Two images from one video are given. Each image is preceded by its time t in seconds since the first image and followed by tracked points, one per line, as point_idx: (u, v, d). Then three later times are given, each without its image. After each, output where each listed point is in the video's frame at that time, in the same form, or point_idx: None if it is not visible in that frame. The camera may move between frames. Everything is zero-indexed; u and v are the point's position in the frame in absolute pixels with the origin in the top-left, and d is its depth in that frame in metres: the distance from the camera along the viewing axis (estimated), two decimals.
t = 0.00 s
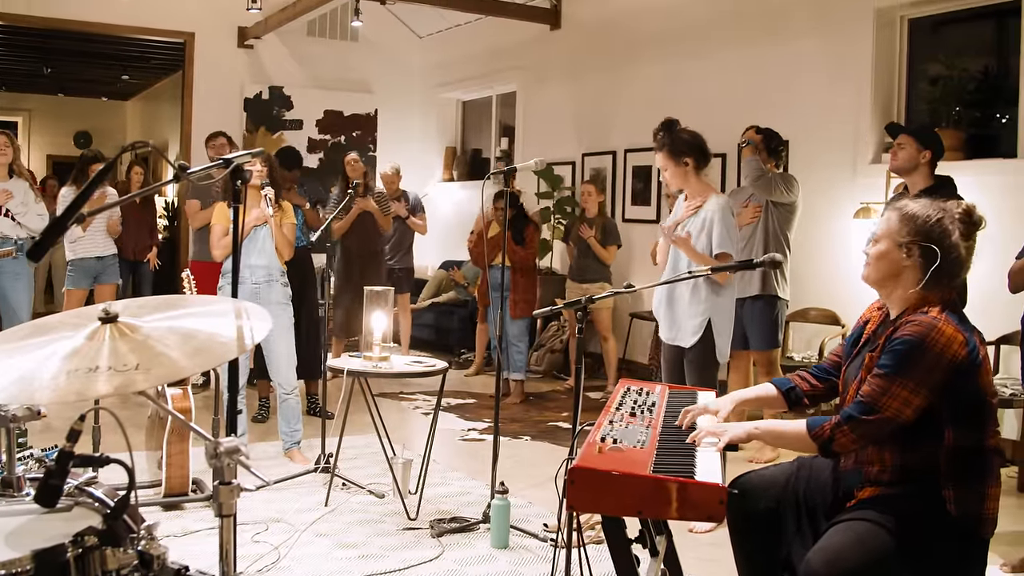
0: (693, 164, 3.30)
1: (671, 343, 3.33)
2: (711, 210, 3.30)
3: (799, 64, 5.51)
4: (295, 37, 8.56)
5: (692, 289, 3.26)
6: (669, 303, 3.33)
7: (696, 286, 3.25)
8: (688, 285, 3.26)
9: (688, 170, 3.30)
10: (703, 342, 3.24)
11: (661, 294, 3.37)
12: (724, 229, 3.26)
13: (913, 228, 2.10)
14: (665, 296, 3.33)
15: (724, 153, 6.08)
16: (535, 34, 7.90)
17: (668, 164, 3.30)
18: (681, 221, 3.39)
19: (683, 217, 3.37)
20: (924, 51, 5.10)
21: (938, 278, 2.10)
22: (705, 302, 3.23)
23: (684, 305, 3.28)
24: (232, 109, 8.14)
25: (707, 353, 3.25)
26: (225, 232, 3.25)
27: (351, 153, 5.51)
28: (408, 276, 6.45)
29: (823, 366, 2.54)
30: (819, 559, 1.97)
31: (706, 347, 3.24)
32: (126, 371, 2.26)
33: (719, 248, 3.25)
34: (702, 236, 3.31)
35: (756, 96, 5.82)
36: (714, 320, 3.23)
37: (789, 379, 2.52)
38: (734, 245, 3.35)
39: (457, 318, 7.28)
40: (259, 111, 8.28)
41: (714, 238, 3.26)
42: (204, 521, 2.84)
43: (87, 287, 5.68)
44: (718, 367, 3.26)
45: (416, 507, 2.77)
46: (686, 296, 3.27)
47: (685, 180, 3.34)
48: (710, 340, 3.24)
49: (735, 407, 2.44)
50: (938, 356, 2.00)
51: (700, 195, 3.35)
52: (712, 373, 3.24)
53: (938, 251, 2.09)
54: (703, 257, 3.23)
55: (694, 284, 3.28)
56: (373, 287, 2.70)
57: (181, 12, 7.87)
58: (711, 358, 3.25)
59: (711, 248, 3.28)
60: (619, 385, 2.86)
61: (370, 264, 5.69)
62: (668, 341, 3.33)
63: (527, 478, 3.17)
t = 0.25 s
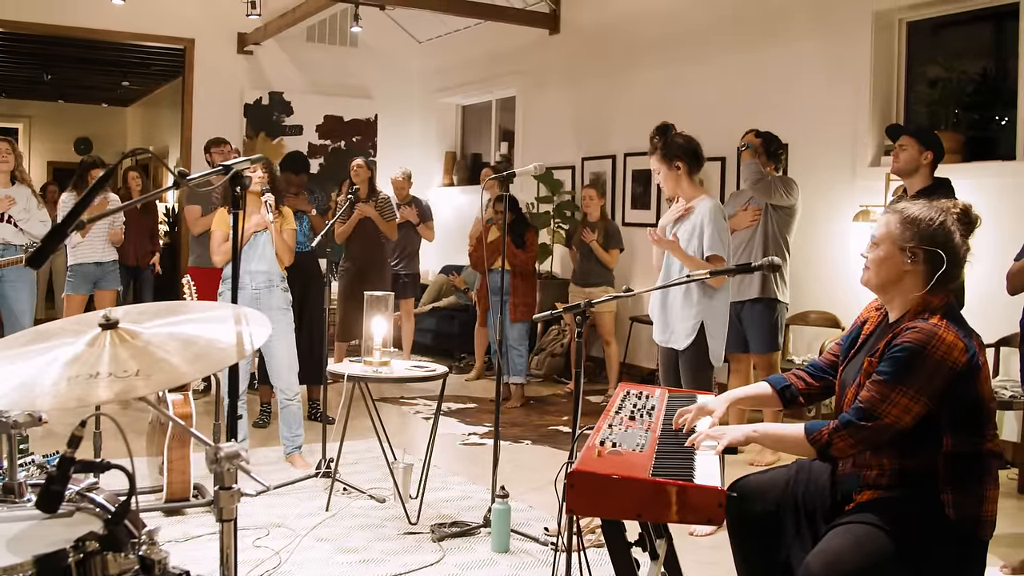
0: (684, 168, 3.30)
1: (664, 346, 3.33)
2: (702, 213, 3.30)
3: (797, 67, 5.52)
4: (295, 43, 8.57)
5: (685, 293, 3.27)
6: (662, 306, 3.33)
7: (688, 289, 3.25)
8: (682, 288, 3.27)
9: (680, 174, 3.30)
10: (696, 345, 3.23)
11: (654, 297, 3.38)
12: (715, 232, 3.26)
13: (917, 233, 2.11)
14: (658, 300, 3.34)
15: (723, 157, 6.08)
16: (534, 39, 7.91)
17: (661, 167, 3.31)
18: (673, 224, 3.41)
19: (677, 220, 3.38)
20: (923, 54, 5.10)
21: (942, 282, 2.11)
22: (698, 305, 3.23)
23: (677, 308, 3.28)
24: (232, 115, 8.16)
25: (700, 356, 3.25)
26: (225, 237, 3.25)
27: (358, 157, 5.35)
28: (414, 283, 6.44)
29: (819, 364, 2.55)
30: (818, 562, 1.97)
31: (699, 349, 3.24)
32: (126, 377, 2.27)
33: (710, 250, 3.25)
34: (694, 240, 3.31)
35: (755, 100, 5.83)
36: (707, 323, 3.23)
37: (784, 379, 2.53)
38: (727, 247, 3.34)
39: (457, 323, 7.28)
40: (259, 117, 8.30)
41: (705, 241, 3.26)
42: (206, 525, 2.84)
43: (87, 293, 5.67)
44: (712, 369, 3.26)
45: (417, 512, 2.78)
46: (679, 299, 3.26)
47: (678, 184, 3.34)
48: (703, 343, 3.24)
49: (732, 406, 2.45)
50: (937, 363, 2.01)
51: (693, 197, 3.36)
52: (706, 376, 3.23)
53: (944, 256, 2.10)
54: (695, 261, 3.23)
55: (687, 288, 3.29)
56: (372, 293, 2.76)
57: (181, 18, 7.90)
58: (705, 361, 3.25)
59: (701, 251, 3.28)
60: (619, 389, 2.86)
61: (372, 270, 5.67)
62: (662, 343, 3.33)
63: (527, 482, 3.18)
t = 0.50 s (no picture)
0: (685, 171, 3.30)
1: (666, 349, 3.33)
2: (703, 215, 3.29)
3: (801, 69, 5.52)
4: (299, 47, 8.59)
5: (685, 296, 3.26)
6: (663, 309, 3.34)
7: (689, 293, 3.24)
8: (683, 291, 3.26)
9: (682, 177, 3.30)
10: (698, 347, 3.23)
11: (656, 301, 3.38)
12: (714, 235, 3.24)
13: (910, 236, 2.11)
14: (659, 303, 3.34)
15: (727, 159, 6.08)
16: (538, 43, 7.92)
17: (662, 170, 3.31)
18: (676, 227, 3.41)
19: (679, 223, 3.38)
20: (926, 57, 5.10)
21: (934, 285, 2.11)
22: (699, 308, 3.22)
23: (678, 311, 3.28)
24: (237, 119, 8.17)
25: (702, 359, 3.24)
26: (230, 241, 3.26)
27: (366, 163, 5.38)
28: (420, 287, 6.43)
29: (827, 371, 2.54)
30: (822, 564, 1.98)
31: (700, 352, 3.23)
32: (133, 381, 2.28)
33: (710, 253, 3.24)
34: (694, 243, 3.30)
35: (759, 102, 5.83)
36: (708, 326, 3.22)
37: (792, 386, 2.53)
38: (728, 249, 3.32)
39: (462, 326, 7.29)
40: (264, 121, 8.30)
41: (705, 244, 3.25)
42: (212, 528, 2.84)
43: (83, 296, 5.69)
44: (715, 371, 3.25)
45: (422, 515, 2.78)
46: (680, 301, 3.26)
47: (679, 187, 3.35)
48: (705, 345, 3.23)
49: (738, 413, 2.47)
50: (939, 371, 2.01)
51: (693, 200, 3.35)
52: (707, 379, 3.22)
53: (937, 258, 2.10)
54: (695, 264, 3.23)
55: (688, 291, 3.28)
56: (378, 297, 2.77)
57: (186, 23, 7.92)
58: (706, 364, 3.24)
59: (702, 253, 3.28)
60: (623, 392, 2.86)
61: (377, 274, 5.66)
62: (664, 346, 3.33)
63: (532, 485, 3.18)
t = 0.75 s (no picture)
0: (700, 177, 3.29)
1: (677, 355, 3.32)
2: (715, 221, 3.29)
3: (814, 75, 5.50)
4: (311, 54, 8.59)
5: (699, 302, 3.27)
6: (674, 315, 3.33)
7: (702, 298, 3.25)
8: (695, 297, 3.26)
9: (695, 182, 3.29)
10: (711, 352, 3.23)
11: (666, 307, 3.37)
12: (728, 240, 3.25)
13: (917, 242, 2.11)
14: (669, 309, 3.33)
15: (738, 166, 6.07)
16: (549, 49, 7.92)
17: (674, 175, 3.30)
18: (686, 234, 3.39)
19: (689, 229, 3.37)
20: (937, 63, 5.09)
21: (943, 293, 2.11)
22: (711, 313, 3.23)
23: (690, 317, 3.28)
24: (250, 126, 8.20)
25: (714, 365, 3.24)
26: (242, 247, 3.27)
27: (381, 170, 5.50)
28: (427, 292, 6.46)
29: (840, 382, 2.55)
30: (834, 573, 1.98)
31: (712, 358, 3.24)
32: (148, 387, 2.30)
33: (724, 258, 3.25)
34: (707, 249, 3.30)
35: (769, 109, 5.82)
36: (721, 331, 3.22)
37: (806, 395, 2.53)
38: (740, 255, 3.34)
39: (474, 332, 7.29)
40: (274, 127, 8.33)
41: (719, 249, 3.26)
42: (224, 534, 2.84)
43: (86, 302, 5.73)
44: (726, 378, 3.25)
45: (433, 520, 2.79)
46: (693, 308, 3.26)
47: (691, 193, 3.34)
48: (718, 351, 3.23)
49: (750, 421, 2.46)
50: (949, 379, 2.00)
51: (705, 207, 3.35)
52: (720, 385, 3.23)
53: (943, 264, 2.09)
54: (709, 269, 3.24)
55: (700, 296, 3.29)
56: (390, 303, 2.77)
57: (198, 29, 7.95)
58: (718, 369, 3.24)
59: (715, 259, 3.28)
60: (634, 398, 2.86)
61: (384, 280, 5.72)
62: (676, 353, 3.32)
63: (544, 491, 3.18)
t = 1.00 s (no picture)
0: (717, 186, 3.32)
1: (690, 363, 3.30)
2: (731, 229, 3.30)
3: (827, 81, 5.49)
4: (320, 62, 8.56)
5: (715, 310, 3.26)
6: (688, 323, 3.30)
7: (719, 306, 3.24)
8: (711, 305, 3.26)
9: (712, 190, 3.31)
10: (726, 361, 3.22)
11: (678, 315, 3.35)
12: (745, 248, 3.27)
13: (925, 251, 2.10)
14: (683, 318, 3.30)
15: (746, 173, 6.07)
16: (558, 58, 7.93)
17: (691, 182, 3.29)
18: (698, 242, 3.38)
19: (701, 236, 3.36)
20: (946, 71, 5.09)
21: (952, 301, 2.10)
22: (728, 322, 3.23)
23: (705, 325, 3.27)
24: (258, 137, 8.17)
25: (729, 373, 3.24)
26: (252, 254, 3.29)
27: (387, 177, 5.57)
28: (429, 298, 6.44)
29: (852, 394, 2.56)
30: None
31: (727, 367, 3.23)
32: (160, 395, 2.31)
33: (741, 266, 3.26)
34: (722, 257, 3.30)
35: (779, 117, 5.83)
36: (737, 339, 3.22)
37: (823, 409, 2.53)
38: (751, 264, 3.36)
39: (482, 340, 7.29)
40: (284, 135, 8.29)
41: (736, 257, 3.26)
42: (233, 540, 2.84)
43: (93, 310, 5.77)
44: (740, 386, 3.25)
45: (442, 528, 2.79)
46: (709, 316, 3.25)
47: (704, 201, 3.35)
48: (733, 359, 3.23)
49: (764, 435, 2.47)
50: (954, 387, 2.00)
51: (716, 216, 3.36)
52: (734, 393, 3.23)
53: (952, 273, 2.09)
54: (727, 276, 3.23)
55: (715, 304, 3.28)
56: (399, 310, 2.71)
57: (208, 38, 7.96)
58: (732, 378, 3.24)
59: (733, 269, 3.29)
60: (643, 406, 2.85)
61: (391, 288, 5.72)
62: (689, 362, 3.30)
63: (553, 499, 3.18)
